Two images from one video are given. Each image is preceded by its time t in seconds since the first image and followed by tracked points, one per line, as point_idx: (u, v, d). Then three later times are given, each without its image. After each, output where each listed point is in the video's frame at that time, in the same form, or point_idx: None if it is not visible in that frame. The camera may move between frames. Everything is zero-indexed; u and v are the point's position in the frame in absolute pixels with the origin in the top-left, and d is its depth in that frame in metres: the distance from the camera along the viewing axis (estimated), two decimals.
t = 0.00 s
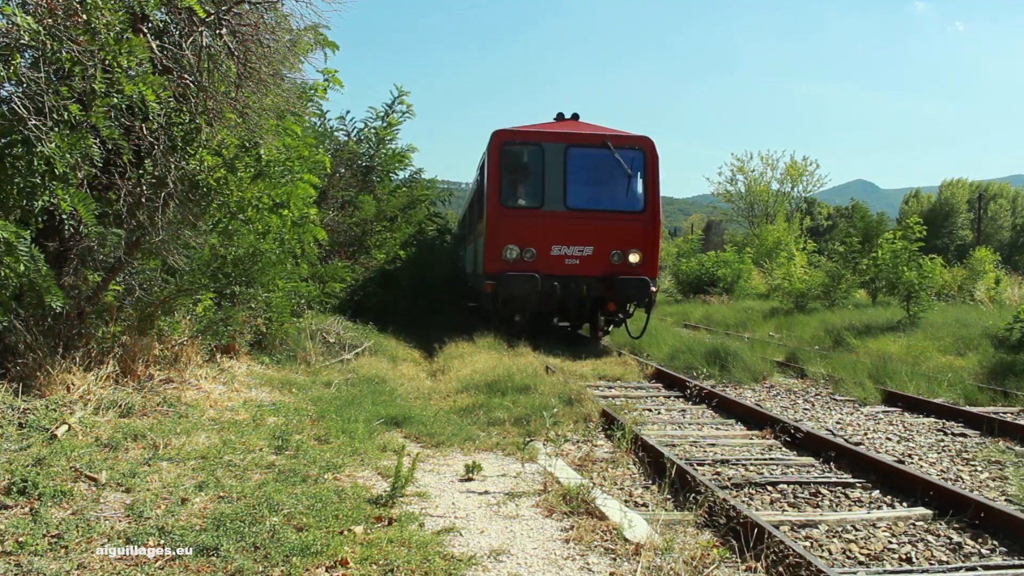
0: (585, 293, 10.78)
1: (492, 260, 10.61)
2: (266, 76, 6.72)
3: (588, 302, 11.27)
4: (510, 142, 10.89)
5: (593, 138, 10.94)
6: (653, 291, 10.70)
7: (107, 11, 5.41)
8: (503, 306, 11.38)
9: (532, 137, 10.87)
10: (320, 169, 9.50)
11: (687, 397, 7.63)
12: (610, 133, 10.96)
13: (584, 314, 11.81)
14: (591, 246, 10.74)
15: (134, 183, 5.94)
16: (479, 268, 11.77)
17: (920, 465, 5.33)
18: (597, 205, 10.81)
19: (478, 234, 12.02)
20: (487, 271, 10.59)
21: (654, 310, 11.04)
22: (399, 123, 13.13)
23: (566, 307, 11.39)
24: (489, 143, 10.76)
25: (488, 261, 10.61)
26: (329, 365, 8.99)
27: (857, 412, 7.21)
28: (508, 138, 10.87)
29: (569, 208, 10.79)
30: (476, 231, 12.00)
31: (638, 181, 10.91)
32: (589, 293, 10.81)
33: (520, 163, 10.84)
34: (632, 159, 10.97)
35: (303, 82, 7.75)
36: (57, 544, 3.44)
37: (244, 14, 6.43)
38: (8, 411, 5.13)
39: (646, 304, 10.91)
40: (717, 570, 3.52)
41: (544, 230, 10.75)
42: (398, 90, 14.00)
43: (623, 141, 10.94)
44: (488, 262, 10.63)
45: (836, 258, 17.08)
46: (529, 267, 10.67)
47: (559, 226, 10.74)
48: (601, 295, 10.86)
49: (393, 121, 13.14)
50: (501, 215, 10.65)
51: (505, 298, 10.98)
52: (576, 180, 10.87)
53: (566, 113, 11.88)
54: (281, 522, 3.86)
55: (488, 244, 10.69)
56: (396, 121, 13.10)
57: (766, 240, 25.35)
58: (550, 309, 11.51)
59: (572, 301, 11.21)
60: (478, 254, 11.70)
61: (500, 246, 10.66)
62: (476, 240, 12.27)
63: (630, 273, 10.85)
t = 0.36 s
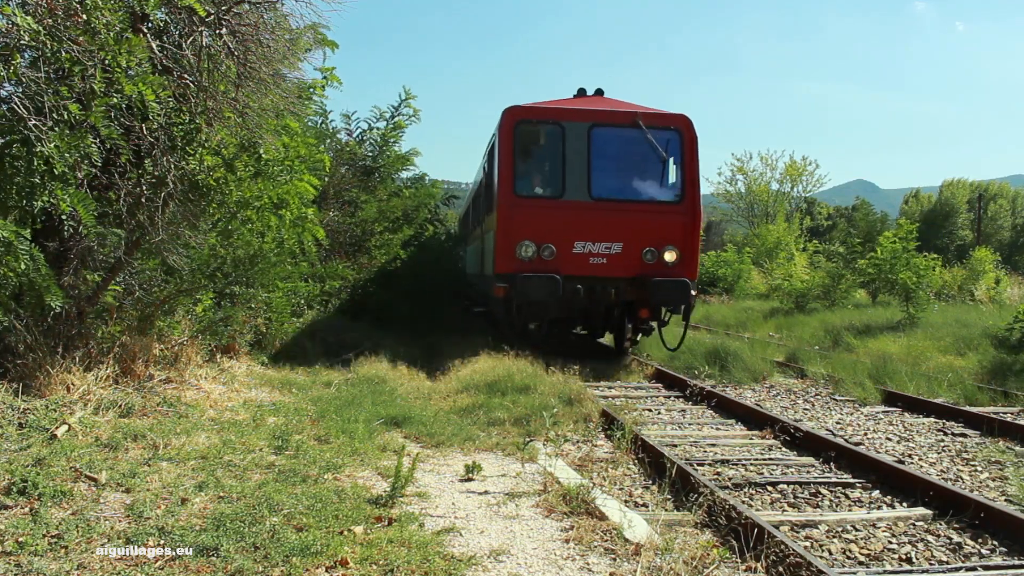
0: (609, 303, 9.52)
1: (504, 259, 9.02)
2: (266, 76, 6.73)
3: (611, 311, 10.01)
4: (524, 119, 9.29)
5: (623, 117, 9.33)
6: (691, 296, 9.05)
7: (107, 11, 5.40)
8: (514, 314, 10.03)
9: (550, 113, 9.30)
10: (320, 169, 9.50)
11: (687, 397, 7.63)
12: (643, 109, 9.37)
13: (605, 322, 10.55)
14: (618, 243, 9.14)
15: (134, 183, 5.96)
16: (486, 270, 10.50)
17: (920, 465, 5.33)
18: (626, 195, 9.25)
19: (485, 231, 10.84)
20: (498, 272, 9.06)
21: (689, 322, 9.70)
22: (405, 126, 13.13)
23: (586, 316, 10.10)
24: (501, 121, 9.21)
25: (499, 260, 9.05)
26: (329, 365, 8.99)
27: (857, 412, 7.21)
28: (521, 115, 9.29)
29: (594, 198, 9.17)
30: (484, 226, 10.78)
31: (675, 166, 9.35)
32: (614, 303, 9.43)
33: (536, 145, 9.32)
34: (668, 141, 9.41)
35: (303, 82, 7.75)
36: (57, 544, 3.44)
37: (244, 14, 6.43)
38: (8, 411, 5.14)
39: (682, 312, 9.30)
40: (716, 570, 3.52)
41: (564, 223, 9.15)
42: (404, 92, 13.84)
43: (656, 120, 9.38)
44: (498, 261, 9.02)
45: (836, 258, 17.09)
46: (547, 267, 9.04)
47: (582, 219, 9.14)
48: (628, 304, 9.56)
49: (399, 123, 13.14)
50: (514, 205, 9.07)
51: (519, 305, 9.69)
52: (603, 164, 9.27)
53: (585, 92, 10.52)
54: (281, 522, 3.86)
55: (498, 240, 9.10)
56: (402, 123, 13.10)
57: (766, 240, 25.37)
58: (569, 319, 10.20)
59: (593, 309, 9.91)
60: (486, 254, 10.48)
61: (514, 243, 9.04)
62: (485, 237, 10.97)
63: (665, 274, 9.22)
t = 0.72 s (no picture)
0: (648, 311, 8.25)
1: (520, 256, 7.66)
2: (265, 76, 6.73)
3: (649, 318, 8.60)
4: (545, 91, 7.95)
5: (661, 88, 8.03)
6: (748, 302, 7.81)
7: (108, 11, 5.39)
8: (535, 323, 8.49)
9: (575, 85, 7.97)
10: (320, 169, 9.51)
11: (687, 397, 7.62)
12: (685, 80, 8.08)
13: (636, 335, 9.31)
14: (659, 238, 7.85)
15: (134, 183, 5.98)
16: (495, 270, 9.33)
17: (920, 465, 5.33)
18: (666, 181, 7.95)
19: (493, 226, 9.74)
20: (515, 272, 7.70)
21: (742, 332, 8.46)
22: (408, 127, 13.16)
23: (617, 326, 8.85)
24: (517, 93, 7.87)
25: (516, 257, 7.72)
26: (329, 365, 8.99)
27: (857, 412, 7.21)
28: (542, 86, 7.95)
29: (629, 185, 7.88)
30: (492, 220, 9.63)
31: (723, 146, 8.05)
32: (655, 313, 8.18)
33: (559, 121, 7.97)
34: (716, 115, 8.07)
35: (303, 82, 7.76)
36: (57, 544, 3.44)
37: (244, 14, 6.43)
38: (8, 411, 5.14)
39: (734, 320, 8.06)
40: (716, 571, 3.52)
41: (593, 214, 7.80)
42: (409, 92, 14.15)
43: (702, 91, 8.03)
44: (514, 260, 7.69)
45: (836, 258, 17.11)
46: (574, 267, 7.75)
47: (615, 210, 7.84)
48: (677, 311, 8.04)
49: (401, 124, 13.16)
50: (534, 193, 7.70)
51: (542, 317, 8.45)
52: (639, 145, 7.97)
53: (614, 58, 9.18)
54: (281, 522, 3.86)
55: (514, 234, 7.79)
56: (405, 125, 13.12)
57: (766, 241, 25.40)
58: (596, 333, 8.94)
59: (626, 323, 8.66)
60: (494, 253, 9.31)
61: (534, 238, 7.72)
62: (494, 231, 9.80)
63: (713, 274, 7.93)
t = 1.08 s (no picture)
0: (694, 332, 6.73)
1: (544, 253, 6.08)
2: (265, 76, 6.73)
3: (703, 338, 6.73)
4: (576, 45, 6.34)
5: (724, 44, 6.48)
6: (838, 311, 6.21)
7: (107, 11, 5.40)
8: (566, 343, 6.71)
9: (617, 38, 6.39)
10: (320, 170, 9.52)
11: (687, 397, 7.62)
12: (754, 34, 6.52)
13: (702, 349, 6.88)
14: (723, 230, 6.26)
15: (134, 183, 5.98)
16: (524, 266, 6.89)
17: (920, 465, 5.33)
18: (731, 159, 6.37)
19: (518, 206, 7.46)
20: (539, 275, 6.12)
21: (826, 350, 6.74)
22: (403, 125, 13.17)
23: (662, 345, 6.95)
24: (543, 46, 6.27)
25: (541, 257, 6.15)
26: (329, 365, 8.99)
27: (858, 412, 7.20)
28: (574, 38, 6.34)
29: (683, 164, 6.29)
30: (516, 200, 7.49)
31: (800, 117, 6.54)
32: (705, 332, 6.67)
33: (598, 81, 6.34)
34: (791, 78, 6.54)
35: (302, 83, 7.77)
36: (57, 544, 3.44)
37: (244, 14, 6.44)
38: (8, 412, 5.15)
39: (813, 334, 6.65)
40: (716, 570, 3.52)
41: (640, 200, 6.20)
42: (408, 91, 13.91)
43: (772, 49, 6.52)
44: (537, 259, 6.12)
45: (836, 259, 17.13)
46: (616, 268, 6.14)
47: (666, 194, 6.23)
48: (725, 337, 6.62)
49: (396, 122, 13.17)
50: (565, 173, 6.13)
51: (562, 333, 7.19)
52: (696, 114, 6.45)
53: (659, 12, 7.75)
54: (281, 522, 3.86)
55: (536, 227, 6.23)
56: (400, 123, 13.14)
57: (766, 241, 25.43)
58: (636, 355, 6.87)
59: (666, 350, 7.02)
60: (522, 240, 6.96)
61: (564, 230, 6.10)
62: (518, 209, 7.48)
63: (791, 276, 6.34)
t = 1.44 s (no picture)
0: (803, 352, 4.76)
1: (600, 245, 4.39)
2: (266, 76, 6.72)
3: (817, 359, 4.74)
4: None
5: None
6: None
7: (108, 11, 5.40)
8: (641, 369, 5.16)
9: None
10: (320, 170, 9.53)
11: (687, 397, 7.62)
12: None
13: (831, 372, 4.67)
14: (850, 215, 4.59)
15: (134, 183, 5.99)
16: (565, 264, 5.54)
17: (920, 465, 5.33)
18: (861, 116, 4.73)
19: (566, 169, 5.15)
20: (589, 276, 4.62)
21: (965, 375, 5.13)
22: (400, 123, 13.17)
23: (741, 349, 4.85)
24: None
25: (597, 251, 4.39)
26: (329, 365, 8.99)
27: (858, 412, 7.20)
28: None
29: (795, 122, 4.62)
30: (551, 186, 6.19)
31: (947, 55, 4.91)
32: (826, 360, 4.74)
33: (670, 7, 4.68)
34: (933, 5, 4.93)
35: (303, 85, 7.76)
36: (57, 545, 3.44)
37: (244, 14, 6.43)
38: (8, 412, 5.16)
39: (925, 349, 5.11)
40: (716, 570, 3.51)
41: (738, 171, 4.50)
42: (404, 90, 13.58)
43: None
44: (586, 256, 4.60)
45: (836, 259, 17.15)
46: (706, 267, 4.47)
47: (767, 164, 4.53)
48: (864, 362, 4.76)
49: (393, 121, 13.18)
50: (631, 133, 4.46)
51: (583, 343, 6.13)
52: (809, 50, 4.73)
53: None
54: (281, 522, 3.86)
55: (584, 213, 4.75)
56: (396, 121, 13.15)
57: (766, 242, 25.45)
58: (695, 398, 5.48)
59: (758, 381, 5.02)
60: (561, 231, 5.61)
61: (626, 214, 4.39)
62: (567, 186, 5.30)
63: (945, 274, 4.69)
